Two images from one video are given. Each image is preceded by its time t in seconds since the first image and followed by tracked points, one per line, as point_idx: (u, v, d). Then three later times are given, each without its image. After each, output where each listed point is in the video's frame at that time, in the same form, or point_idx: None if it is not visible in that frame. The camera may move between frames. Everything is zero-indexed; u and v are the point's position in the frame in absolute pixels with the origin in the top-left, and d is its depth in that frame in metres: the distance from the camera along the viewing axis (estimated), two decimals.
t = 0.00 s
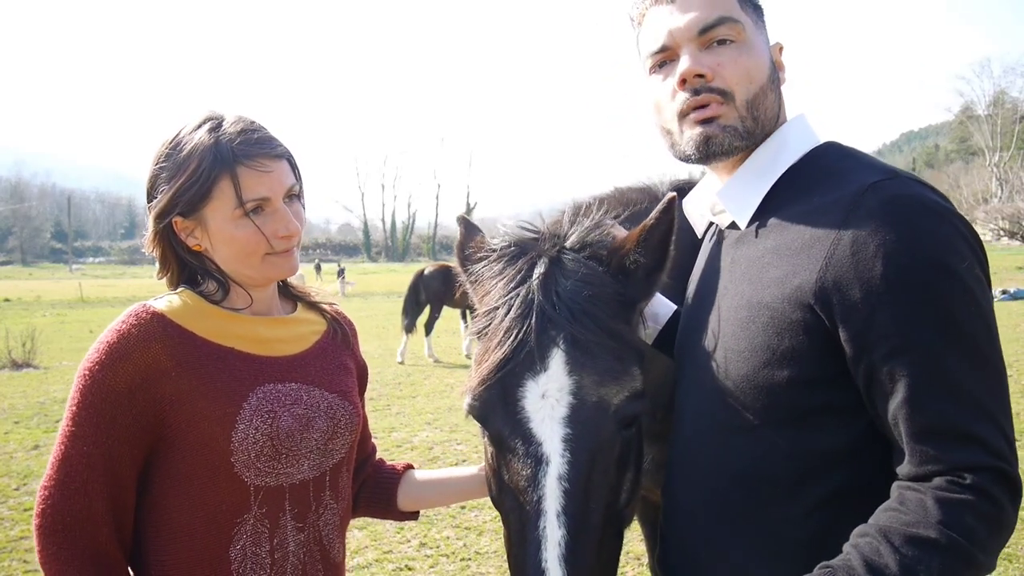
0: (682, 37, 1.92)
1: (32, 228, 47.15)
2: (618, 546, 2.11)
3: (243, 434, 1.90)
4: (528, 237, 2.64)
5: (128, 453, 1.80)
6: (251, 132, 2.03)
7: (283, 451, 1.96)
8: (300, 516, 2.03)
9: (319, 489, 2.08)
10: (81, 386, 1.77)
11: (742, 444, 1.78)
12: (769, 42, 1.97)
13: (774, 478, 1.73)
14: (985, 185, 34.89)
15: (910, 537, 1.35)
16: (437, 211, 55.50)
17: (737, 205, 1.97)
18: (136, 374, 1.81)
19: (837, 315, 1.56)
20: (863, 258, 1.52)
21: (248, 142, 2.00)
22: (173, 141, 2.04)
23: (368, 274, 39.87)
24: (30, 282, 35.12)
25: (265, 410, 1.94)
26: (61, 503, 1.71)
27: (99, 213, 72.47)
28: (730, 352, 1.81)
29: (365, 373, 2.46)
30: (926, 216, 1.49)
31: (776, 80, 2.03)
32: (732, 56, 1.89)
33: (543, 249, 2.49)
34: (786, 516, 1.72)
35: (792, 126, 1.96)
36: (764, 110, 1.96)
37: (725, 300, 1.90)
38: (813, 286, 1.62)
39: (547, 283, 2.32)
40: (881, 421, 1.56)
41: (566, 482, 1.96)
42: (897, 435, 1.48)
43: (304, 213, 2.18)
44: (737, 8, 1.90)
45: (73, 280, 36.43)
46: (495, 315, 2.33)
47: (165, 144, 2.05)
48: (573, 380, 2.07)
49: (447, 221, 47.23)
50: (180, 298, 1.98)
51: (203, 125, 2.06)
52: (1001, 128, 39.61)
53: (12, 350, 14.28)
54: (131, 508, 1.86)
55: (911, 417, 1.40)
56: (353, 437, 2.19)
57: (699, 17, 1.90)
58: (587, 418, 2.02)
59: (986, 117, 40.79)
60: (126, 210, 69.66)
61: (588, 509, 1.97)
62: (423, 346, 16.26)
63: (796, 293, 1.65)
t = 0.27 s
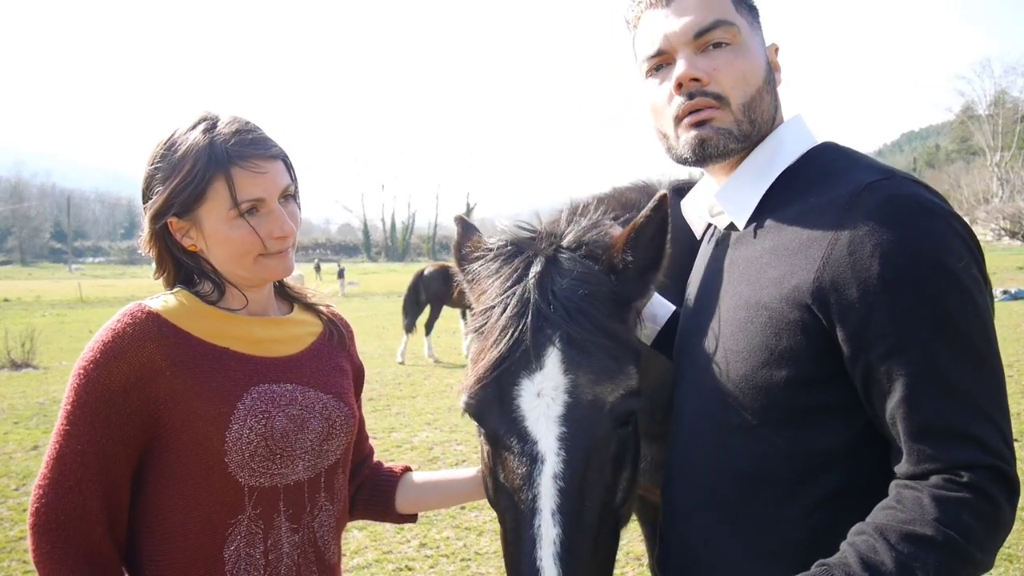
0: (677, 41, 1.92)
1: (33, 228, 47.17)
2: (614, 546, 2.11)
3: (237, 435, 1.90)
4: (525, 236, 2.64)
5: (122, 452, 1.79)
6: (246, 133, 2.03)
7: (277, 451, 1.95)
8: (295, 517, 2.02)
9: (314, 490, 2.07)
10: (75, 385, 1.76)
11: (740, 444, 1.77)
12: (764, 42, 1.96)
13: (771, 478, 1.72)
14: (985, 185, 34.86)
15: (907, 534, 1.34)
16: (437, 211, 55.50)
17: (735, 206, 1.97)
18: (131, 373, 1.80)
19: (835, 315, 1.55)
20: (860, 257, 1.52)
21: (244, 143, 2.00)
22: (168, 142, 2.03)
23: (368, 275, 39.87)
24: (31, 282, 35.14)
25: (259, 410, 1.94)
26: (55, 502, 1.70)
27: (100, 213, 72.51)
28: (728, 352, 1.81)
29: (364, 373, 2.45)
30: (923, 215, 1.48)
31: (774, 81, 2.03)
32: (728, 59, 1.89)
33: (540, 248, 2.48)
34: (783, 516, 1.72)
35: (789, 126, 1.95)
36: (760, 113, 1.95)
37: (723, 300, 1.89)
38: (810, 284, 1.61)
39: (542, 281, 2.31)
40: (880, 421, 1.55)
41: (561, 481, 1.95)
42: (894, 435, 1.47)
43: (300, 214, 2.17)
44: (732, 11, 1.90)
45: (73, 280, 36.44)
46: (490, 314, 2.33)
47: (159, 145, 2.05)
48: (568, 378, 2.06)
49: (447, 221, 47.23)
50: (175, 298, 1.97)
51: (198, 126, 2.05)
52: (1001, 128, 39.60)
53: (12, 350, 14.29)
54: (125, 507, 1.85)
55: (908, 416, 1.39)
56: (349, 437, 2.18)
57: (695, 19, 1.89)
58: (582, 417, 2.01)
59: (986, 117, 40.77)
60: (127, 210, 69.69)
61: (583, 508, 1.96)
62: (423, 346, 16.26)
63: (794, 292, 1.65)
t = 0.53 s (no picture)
0: (676, 49, 1.93)
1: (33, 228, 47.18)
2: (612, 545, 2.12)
3: (235, 434, 1.91)
4: (523, 238, 2.65)
5: (122, 452, 1.81)
6: (243, 132, 2.04)
7: (275, 451, 1.97)
8: (293, 517, 2.04)
9: (312, 490, 2.09)
10: (75, 384, 1.78)
11: (737, 445, 1.79)
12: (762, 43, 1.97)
13: (768, 478, 1.74)
14: (985, 185, 34.86)
15: (900, 527, 1.35)
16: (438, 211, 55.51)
17: (734, 207, 1.98)
18: (131, 372, 1.81)
19: (834, 313, 1.56)
20: (859, 255, 1.53)
21: (241, 142, 2.01)
22: (167, 141, 2.05)
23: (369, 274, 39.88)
24: (31, 282, 35.15)
25: (258, 409, 1.95)
26: (54, 502, 1.72)
27: (100, 213, 72.53)
28: (728, 351, 1.82)
29: (358, 379, 2.47)
30: (920, 214, 1.50)
31: (772, 85, 2.04)
32: (727, 67, 1.90)
33: (538, 249, 2.50)
34: (780, 516, 1.73)
35: (788, 129, 1.96)
36: (758, 119, 1.97)
37: (723, 300, 1.91)
38: (809, 283, 1.62)
39: (540, 283, 2.33)
40: (877, 419, 1.57)
41: (559, 481, 1.97)
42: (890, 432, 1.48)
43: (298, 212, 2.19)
44: (731, 18, 1.90)
45: (74, 279, 36.46)
46: (489, 315, 2.34)
47: (158, 145, 2.06)
48: (566, 379, 2.08)
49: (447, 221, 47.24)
50: (174, 298, 1.99)
51: (197, 126, 2.06)
52: (1002, 128, 39.59)
53: (12, 350, 14.30)
54: (124, 507, 1.86)
55: (904, 412, 1.41)
56: (346, 437, 2.20)
57: (693, 28, 1.90)
58: (580, 418, 2.02)
59: (986, 117, 40.76)
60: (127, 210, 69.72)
61: (582, 508, 1.97)
62: (423, 346, 16.27)
63: (793, 292, 1.66)
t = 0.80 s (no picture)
0: (658, 63, 1.93)
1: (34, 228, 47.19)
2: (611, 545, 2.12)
3: (236, 434, 1.92)
4: (520, 238, 2.66)
5: (122, 454, 1.81)
6: (239, 133, 2.04)
7: (276, 450, 1.98)
8: (294, 517, 2.04)
9: (312, 490, 2.09)
10: (73, 387, 1.78)
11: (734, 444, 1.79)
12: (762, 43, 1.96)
13: (766, 478, 1.74)
14: (985, 185, 34.85)
15: (902, 545, 1.36)
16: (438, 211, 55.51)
17: (734, 208, 1.97)
18: (130, 374, 1.82)
19: (831, 312, 1.56)
20: (857, 255, 1.53)
21: (238, 143, 2.01)
22: (163, 143, 2.05)
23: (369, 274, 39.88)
24: (31, 282, 35.16)
25: (258, 408, 1.96)
26: (54, 505, 1.72)
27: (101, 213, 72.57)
28: (727, 351, 1.82)
29: (353, 381, 2.48)
30: (919, 213, 1.50)
31: (766, 85, 2.00)
32: (708, 79, 1.90)
33: (535, 249, 2.50)
34: (778, 516, 1.73)
35: (788, 129, 1.96)
36: (747, 125, 1.96)
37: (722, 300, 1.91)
38: (807, 283, 1.62)
39: (537, 283, 2.33)
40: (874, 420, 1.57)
41: (556, 481, 1.97)
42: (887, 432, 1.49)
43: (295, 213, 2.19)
44: (714, 27, 1.88)
45: (74, 279, 36.46)
46: (486, 315, 2.34)
47: (155, 146, 2.07)
48: (563, 379, 2.08)
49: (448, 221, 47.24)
50: (172, 299, 1.99)
51: (193, 127, 2.06)
52: (1002, 128, 39.58)
53: (12, 350, 14.30)
54: (124, 510, 1.86)
55: (901, 413, 1.41)
56: (344, 438, 2.21)
57: (673, 41, 1.90)
58: (577, 418, 2.03)
59: (987, 117, 40.75)
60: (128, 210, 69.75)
61: (579, 507, 1.97)
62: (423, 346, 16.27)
63: (791, 292, 1.66)
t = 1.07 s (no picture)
0: (628, 92, 1.94)
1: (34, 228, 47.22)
2: (607, 545, 2.14)
3: (236, 434, 1.93)
4: (517, 238, 2.67)
5: (123, 455, 1.82)
6: (238, 134, 2.05)
7: (275, 451, 1.99)
8: (294, 518, 2.06)
9: (312, 491, 2.10)
10: (73, 388, 1.80)
11: (729, 444, 1.81)
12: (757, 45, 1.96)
13: (761, 478, 1.75)
14: (985, 185, 34.84)
15: None
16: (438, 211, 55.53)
17: (731, 210, 1.98)
18: (130, 374, 1.83)
19: (823, 316, 1.58)
20: (849, 262, 1.54)
21: (236, 144, 2.03)
22: (162, 143, 2.07)
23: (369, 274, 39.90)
24: (31, 282, 35.18)
25: (258, 409, 1.97)
26: (55, 505, 1.74)
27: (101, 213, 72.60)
28: (723, 353, 1.84)
29: (353, 381, 2.49)
30: (912, 218, 1.50)
31: (750, 94, 1.94)
32: (676, 107, 1.88)
33: (532, 250, 2.52)
34: (773, 515, 1.74)
35: (785, 130, 1.96)
36: (721, 146, 1.93)
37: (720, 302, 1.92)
38: (801, 286, 1.64)
39: (534, 284, 2.35)
40: (866, 424, 1.58)
41: (552, 480, 1.98)
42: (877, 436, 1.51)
43: (294, 214, 2.20)
44: (680, 53, 1.84)
45: (74, 279, 36.47)
46: (483, 315, 2.35)
47: (154, 147, 2.08)
48: (559, 378, 2.09)
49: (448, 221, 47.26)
50: (172, 299, 2.01)
51: (192, 128, 2.08)
52: (1002, 128, 39.58)
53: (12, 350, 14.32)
54: (125, 511, 1.88)
55: (890, 418, 1.43)
56: (344, 439, 2.22)
57: (641, 70, 1.89)
58: (574, 416, 2.04)
59: (987, 117, 40.75)
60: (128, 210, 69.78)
61: (576, 506, 1.99)
62: (423, 346, 16.28)
63: (784, 293, 1.68)
